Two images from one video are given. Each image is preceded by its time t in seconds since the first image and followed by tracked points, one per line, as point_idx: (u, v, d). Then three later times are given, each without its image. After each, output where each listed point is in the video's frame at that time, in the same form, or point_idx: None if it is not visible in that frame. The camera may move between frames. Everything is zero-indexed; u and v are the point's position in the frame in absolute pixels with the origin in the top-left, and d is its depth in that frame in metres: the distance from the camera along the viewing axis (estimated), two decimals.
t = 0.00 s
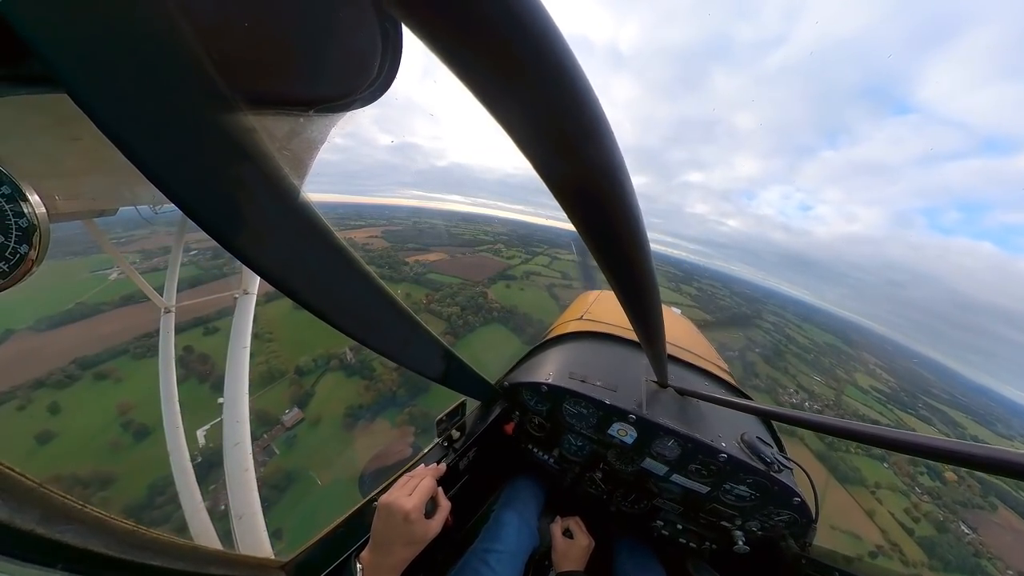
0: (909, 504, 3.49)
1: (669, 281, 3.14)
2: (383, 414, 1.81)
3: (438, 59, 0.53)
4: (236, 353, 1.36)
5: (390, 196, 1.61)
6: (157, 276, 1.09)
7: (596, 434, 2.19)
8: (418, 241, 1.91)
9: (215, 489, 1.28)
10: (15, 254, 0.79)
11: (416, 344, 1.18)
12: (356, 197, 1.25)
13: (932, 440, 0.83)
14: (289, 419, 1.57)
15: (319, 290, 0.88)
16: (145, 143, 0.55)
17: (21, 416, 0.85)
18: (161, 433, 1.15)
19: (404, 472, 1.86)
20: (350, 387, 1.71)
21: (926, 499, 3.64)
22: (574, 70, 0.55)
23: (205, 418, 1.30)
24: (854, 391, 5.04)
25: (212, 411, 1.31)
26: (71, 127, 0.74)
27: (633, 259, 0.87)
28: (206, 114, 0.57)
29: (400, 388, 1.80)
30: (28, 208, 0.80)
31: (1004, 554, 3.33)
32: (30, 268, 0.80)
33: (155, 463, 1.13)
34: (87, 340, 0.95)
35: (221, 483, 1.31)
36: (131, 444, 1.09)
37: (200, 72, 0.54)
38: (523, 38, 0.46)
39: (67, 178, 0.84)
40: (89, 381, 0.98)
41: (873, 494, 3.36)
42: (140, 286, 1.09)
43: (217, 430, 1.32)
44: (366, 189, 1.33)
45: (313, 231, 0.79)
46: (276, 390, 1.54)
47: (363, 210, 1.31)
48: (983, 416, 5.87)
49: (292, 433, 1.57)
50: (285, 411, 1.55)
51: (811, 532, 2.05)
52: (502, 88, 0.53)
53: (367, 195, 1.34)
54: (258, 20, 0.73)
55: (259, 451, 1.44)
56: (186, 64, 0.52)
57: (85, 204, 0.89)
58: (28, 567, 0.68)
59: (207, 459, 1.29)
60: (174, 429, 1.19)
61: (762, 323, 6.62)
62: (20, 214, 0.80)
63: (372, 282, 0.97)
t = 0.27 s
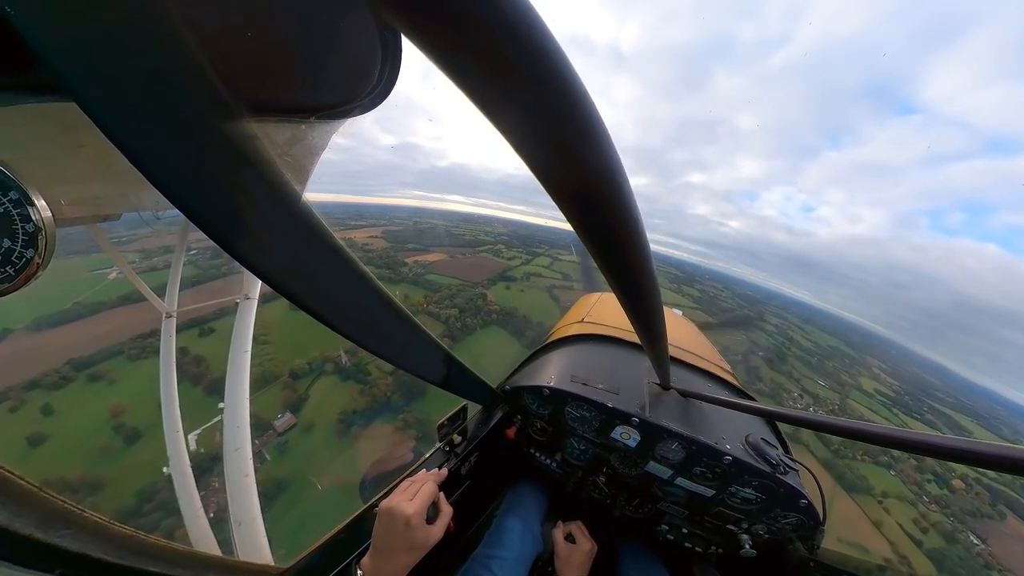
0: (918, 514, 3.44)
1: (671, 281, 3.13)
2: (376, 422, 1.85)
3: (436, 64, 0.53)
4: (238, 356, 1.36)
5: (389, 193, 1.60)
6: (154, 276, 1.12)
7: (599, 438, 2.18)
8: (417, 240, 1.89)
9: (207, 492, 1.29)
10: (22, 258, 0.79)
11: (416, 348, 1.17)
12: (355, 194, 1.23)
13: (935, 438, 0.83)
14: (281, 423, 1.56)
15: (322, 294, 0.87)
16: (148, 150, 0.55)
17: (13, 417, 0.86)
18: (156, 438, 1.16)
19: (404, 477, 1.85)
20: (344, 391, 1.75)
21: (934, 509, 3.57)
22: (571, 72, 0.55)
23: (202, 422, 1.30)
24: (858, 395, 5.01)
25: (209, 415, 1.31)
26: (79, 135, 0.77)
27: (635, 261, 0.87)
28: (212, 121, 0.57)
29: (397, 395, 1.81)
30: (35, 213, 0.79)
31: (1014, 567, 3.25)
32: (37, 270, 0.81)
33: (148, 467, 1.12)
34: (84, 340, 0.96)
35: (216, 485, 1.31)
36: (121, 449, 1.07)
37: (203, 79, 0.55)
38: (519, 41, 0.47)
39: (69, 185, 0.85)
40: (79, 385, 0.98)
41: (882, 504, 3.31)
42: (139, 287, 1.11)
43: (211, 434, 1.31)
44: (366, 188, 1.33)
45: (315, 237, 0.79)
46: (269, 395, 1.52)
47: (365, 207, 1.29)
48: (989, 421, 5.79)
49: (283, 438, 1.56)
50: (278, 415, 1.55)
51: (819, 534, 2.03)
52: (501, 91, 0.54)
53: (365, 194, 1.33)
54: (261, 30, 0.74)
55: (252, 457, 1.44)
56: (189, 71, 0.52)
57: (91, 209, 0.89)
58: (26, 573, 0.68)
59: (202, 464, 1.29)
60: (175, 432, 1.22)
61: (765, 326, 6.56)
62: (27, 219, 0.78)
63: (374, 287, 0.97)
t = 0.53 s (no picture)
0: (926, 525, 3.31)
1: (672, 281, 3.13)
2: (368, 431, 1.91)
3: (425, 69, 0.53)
4: (240, 368, 1.41)
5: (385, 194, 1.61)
6: (148, 275, 1.04)
7: (605, 441, 2.16)
8: (417, 242, 1.92)
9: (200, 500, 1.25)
10: (23, 272, 0.84)
11: (417, 355, 1.16)
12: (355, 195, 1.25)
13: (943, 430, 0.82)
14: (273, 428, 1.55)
15: (325, 305, 0.87)
16: (145, 159, 0.56)
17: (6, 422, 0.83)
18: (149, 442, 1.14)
19: (409, 486, 1.83)
20: (338, 397, 1.80)
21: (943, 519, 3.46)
22: (563, 70, 0.55)
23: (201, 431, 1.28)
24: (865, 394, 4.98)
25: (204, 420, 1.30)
26: (82, 150, 0.78)
27: (636, 260, 0.86)
28: (208, 128, 0.58)
29: (390, 401, 1.87)
30: (38, 229, 0.84)
31: None
32: (35, 287, 0.85)
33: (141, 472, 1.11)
34: (76, 344, 0.95)
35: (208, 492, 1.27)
36: (110, 452, 1.07)
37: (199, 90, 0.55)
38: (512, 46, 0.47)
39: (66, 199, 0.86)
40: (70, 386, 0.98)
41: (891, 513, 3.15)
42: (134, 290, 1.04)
43: (203, 437, 1.29)
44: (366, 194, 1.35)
45: (317, 246, 0.79)
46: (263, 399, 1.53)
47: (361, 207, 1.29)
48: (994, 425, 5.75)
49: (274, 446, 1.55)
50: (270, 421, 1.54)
51: (833, 532, 2.01)
52: (493, 93, 0.53)
53: (363, 196, 1.34)
54: (265, 42, 0.76)
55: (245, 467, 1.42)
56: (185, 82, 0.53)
57: (92, 224, 0.89)
58: None
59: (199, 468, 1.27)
60: (177, 446, 1.21)
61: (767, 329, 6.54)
62: (30, 234, 0.84)
63: (376, 295, 0.97)
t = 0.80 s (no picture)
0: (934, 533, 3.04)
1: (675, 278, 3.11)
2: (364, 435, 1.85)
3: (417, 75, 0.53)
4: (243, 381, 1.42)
5: (389, 196, 1.83)
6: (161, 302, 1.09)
7: (613, 443, 2.14)
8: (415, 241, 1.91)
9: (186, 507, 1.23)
10: (27, 292, 0.83)
11: (421, 362, 1.15)
12: (354, 196, 1.36)
13: (954, 416, 0.81)
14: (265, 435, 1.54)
15: (326, 317, 0.86)
16: (144, 173, 0.60)
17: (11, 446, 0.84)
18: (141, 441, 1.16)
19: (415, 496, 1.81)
20: (332, 401, 1.75)
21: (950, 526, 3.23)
22: (553, 71, 0.54)
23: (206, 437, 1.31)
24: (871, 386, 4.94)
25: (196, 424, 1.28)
26: (86, 170, 0.83)
27: (638, 260, 0.85)
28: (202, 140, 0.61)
29: (385, 407, 1.85)
30: (39, 249, 0.82)
31: None
32: (35, 307, 0.84)
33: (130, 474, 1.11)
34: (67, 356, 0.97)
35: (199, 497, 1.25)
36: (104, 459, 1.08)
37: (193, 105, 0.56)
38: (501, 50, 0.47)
39: (69, 215, 0.86)
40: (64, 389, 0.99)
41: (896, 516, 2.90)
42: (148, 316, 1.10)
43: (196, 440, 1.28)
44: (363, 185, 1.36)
45: (318, 258, 0.79)
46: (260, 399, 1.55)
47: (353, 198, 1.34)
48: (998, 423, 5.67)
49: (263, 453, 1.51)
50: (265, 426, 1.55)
51: (850, 527, 1.97)
52: (484, 95, 0.53)
53: (358, 192, 1.36)
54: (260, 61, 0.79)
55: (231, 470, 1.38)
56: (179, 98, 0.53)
57: (95, 241, 0.91)
58: None
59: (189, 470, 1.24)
60: (181, 460, 1.23)
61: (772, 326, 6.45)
62: (32, 253, 0.83)
63: (379, 305, 0.96)
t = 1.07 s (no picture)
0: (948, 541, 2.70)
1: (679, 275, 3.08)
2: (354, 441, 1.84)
3: (405, 87, 0.52)
4: (249, 398, 1.36)
5: (392, 195, 1.68)
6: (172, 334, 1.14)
7: (623, 444, 2.11)
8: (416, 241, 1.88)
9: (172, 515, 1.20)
10: (34, 314, 0.84)
11: (426, 371, 1.14)
12: (357, 199, 1.38)
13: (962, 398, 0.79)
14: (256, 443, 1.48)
15: (329, 332, 0.86)
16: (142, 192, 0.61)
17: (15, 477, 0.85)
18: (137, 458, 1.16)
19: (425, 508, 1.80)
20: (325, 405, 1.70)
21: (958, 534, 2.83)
22: (543, 77, 0.54)
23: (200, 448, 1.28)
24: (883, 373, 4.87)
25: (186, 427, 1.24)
26: (89, 194, 0.82)
27: (638, 259, 0.84)
28: (199, 159, 0.63)
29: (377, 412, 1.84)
30: (44, 272, 0.83)
31: None
32: (41, 329, 0.85)
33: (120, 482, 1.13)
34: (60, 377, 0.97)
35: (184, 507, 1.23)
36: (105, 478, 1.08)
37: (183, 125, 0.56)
38: (484, 54, 0.46)
39: (76, 239, 0.87)
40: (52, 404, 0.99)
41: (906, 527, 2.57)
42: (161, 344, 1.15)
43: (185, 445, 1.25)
44: (365, 188, 1.34)
45: (319, 273, 0.79)
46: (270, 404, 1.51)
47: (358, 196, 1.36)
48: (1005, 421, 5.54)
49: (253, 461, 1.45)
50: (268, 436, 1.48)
51: (872, 517, 1.94)
52: (474, 102, 0.52)
53: (363, 194, 1.38)
54: (252, 80, 0.80)
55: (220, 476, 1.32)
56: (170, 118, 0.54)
57: (98, 262, 0.91)
58: None
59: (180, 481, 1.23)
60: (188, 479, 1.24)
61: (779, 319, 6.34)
62: (36, 277, 0.83)
63: (382, 317, 0.95)
